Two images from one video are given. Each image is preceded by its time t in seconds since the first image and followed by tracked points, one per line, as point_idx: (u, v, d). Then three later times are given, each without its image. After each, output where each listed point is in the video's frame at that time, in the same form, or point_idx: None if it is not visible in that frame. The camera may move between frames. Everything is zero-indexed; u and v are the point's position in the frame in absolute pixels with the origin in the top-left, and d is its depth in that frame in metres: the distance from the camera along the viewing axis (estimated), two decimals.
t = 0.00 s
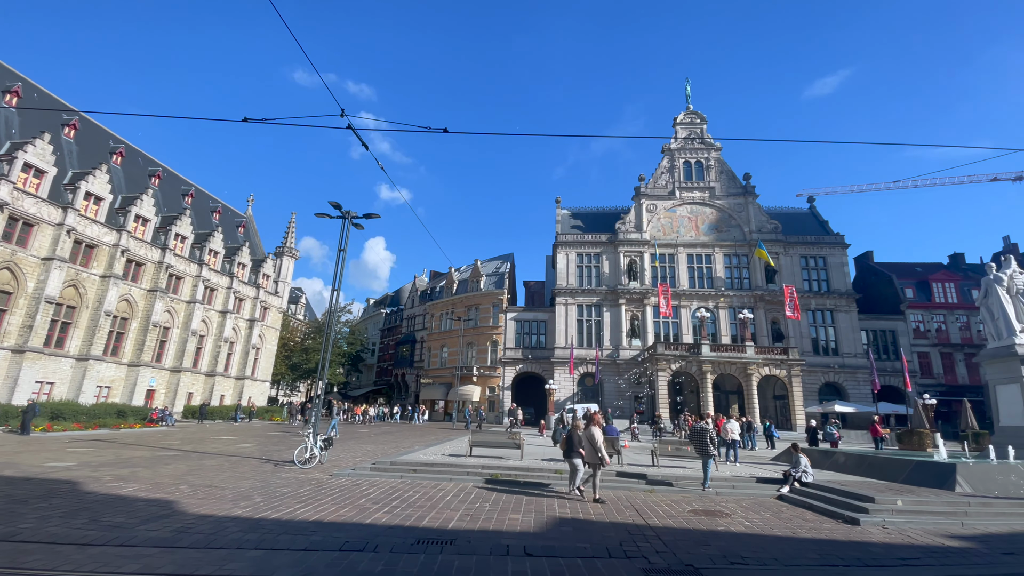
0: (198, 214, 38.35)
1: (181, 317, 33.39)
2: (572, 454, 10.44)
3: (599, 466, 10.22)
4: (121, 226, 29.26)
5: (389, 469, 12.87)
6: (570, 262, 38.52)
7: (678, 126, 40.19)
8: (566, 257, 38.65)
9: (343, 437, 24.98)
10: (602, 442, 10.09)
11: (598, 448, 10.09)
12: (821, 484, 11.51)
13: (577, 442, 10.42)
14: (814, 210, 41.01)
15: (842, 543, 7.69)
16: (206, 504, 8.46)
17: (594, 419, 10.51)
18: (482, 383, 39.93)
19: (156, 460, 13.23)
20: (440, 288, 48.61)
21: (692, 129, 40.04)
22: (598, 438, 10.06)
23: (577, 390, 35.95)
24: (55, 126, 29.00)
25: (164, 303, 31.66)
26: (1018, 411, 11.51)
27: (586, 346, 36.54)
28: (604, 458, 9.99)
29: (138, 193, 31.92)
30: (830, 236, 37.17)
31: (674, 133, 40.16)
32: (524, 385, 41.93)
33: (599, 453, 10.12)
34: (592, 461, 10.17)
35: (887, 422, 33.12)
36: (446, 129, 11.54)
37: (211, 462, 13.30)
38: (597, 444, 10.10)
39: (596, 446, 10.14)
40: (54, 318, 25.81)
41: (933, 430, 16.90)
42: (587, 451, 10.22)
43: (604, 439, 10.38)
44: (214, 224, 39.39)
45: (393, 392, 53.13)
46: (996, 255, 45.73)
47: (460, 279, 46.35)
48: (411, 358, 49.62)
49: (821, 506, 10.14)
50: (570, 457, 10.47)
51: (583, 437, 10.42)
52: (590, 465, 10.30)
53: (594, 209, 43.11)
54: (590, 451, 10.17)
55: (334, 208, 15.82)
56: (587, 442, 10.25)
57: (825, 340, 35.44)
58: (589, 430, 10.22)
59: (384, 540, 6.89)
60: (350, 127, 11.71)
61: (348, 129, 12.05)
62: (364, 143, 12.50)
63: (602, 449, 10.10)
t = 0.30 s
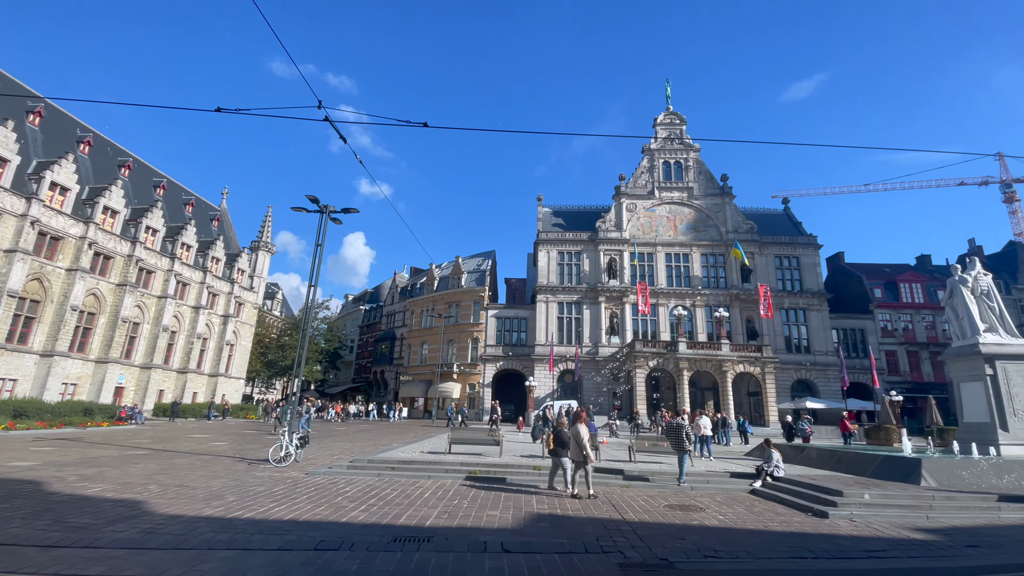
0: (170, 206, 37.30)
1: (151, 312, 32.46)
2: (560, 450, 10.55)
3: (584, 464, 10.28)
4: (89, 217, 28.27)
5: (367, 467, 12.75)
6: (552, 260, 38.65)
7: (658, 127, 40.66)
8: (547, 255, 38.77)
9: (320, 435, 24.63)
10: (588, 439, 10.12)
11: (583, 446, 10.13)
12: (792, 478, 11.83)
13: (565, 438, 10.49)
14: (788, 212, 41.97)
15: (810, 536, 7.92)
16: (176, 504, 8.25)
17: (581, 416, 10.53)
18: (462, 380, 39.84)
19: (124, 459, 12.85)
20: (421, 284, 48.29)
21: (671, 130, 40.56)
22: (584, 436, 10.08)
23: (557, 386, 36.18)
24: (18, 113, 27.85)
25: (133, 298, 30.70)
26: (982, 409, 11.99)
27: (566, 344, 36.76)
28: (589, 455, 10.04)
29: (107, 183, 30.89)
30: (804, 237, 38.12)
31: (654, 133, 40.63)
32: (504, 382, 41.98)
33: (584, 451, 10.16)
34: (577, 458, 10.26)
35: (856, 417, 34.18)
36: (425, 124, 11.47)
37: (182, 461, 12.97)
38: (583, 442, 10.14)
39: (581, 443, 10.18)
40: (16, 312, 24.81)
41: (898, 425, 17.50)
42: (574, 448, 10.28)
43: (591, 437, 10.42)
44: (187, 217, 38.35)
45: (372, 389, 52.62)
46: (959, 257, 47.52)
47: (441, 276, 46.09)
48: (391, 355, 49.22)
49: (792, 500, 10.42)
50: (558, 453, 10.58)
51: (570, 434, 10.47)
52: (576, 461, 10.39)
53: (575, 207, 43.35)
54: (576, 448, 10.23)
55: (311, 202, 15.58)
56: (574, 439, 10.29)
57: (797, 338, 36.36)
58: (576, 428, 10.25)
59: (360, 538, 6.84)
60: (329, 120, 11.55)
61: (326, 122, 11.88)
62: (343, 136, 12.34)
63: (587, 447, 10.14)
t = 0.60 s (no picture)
0: (138, 198, 36.06)
1: (118, 307, 31.33)
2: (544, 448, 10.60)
3: (571, 461, 10.38)
4: (51, 208, 27.13)
5: (342, 465, 12.59)
6: (531, 257, 38.73)
7: (637, 126, 41.08)
8: (527, 252, 38.83)
9: (294, 433, 24.21)
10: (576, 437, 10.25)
11: (571, 443, 10.24)
12: (762, 472, 12.15)
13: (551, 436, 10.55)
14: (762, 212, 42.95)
15: (780, 528, 8.16)
16: (143, 505, 7.99)
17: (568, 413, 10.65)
18: (440, 377, 39.67)
19: (88, 459, 12.40)
20: (399, 281, 47.85)
21: (650, 130, 41.06)
22: (572, 433, 10.21)
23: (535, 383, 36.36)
24: None
25: (99, 292, 29.59)
26: (943, 405, 12.52)
27: (545, 341, 36.95)
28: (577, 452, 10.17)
29: (71, 173, 29.69)
30: (776, 237, 39.10)
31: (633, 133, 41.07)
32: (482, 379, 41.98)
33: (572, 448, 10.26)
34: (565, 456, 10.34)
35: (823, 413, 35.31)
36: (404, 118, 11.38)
37: (149, 460, 12.58)
38: (571, 439, 10.26)
39: (569, 440, 10.30)
40: None
41: (864, 420, 18.15)
42: (561, 446, 10.36)
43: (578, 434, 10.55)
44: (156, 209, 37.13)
45: (348, 387, 52.00)
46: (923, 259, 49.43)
47: (419, 272, 45.72)
48: (368, 352, 48.69)
49: (762, 494, 10.71)
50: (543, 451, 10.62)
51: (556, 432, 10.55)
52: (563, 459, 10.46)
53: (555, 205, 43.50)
54: (563, 446, 10.33)
55: (286, 195, 15.21)
56: (561, 437, 10.38)
57: (769, 336, 37.31)
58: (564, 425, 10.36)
59: (335, 537, 6.76)
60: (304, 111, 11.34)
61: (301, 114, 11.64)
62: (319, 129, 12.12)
63: (575, 444, 10.26)
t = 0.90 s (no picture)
0: (101, 188, 34.65)
1: (79, 302, 30.07)
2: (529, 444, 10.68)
3: (560, 456, 10.35)
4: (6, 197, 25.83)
5: (316, 464, 12.41)
6: (509, 254, 38.74)
7: (614, 126, 41.46)
8: (505, 249, 38.83)
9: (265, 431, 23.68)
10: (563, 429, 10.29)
11: (558, 436, 10.27)
12: (732, 466, 12.47)
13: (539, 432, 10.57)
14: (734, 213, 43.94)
15: (748, 520, 8.39)
16: (105, 506, 7.71)
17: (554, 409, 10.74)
18: (417, 374, 39.38)
19: (45, 459, 11.87)
20: (375, 276, 47.23)
21: (627, 130, 41.51)
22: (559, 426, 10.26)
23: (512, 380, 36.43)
24: None
25: (59, 286, 28.35)
26: (903, 401, 13.06)
27: (522, 338, 37.04)
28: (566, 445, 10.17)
29: (28, 160, 28.35)
30: (748, 237, 40.08)
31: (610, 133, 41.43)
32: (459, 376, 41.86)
33: (560, 442, 10.27)
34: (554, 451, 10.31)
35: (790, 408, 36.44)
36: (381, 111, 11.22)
37: (112, 460, 12.13)
38: (558, 432, 10.30)
39: (557, 434, 10.32)
40: None
41: (828, 416, 18.81)
42: (549, 441, 10.37)
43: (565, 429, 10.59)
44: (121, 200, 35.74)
45: (322, 384, 51.15)
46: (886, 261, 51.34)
47: (396, 268, 45.23)
48: (343, 348, 47.98)
49: (732, 487, 11.01)
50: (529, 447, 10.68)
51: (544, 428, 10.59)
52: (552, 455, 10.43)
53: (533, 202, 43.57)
54: (551, 440, 10.33)
55: (258, 187, 14.77)
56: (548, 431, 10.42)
57: (739, 333, 38.27)
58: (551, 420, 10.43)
59: (308, 536, 6.66)
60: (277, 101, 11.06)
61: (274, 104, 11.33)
62: (293, 120, 11.84)
63: (562, 438, 10.29)
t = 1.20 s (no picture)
0: (59, 176, 33.10)
1: (35, 295, 28.69)
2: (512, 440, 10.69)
3: (544, 451, 10.37)
4: None
5: (286, 463, 12.17)
6: (486, 252, 38.69)
7: (592, 126, 41.80)
8: (482, 247, 38.76)
9: (233, 430, 23.06)
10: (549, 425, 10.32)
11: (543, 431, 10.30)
12: (702, 462, 12.77)
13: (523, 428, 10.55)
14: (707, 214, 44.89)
15: (717, 514, 8.62)
16: (63, 507, 7.40)
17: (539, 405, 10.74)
18: (392, 372, 38.97)
19: None
20: (349, 272, 46.47)
21: (604, 130, 41.91)
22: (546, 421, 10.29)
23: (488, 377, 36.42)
24: None
25: (12, 278, 26.98)
26: (863, 398, 13.60)
27: (498, 336, 37.07)
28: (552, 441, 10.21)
29: None
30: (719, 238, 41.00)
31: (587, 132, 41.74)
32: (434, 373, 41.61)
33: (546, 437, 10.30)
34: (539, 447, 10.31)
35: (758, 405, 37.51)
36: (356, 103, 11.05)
37: (69, 460, 11.62)
38: (544, 427, 10.32)
39: (542, 430, 10.33)
40: None
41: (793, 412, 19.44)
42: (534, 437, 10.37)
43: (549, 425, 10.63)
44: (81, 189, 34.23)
45: (292, 381, 50.09)
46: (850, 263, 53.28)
47: (371, 264, 44.60)
48: (315, 345, 47.11)
49: (701, 482, 11.27)
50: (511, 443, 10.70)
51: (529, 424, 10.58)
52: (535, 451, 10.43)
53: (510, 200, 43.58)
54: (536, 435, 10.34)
55: (227, 178, 14.35)
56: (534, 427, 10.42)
57: (710, 332, 39.18)
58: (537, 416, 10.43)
59: (278, 537, 6.54)
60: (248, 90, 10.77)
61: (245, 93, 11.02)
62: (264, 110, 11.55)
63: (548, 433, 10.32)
